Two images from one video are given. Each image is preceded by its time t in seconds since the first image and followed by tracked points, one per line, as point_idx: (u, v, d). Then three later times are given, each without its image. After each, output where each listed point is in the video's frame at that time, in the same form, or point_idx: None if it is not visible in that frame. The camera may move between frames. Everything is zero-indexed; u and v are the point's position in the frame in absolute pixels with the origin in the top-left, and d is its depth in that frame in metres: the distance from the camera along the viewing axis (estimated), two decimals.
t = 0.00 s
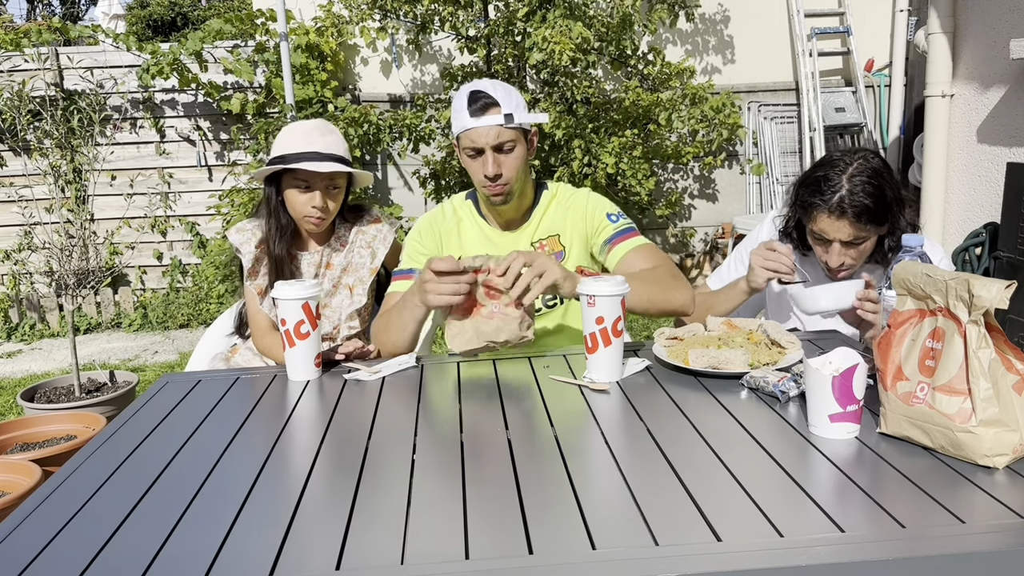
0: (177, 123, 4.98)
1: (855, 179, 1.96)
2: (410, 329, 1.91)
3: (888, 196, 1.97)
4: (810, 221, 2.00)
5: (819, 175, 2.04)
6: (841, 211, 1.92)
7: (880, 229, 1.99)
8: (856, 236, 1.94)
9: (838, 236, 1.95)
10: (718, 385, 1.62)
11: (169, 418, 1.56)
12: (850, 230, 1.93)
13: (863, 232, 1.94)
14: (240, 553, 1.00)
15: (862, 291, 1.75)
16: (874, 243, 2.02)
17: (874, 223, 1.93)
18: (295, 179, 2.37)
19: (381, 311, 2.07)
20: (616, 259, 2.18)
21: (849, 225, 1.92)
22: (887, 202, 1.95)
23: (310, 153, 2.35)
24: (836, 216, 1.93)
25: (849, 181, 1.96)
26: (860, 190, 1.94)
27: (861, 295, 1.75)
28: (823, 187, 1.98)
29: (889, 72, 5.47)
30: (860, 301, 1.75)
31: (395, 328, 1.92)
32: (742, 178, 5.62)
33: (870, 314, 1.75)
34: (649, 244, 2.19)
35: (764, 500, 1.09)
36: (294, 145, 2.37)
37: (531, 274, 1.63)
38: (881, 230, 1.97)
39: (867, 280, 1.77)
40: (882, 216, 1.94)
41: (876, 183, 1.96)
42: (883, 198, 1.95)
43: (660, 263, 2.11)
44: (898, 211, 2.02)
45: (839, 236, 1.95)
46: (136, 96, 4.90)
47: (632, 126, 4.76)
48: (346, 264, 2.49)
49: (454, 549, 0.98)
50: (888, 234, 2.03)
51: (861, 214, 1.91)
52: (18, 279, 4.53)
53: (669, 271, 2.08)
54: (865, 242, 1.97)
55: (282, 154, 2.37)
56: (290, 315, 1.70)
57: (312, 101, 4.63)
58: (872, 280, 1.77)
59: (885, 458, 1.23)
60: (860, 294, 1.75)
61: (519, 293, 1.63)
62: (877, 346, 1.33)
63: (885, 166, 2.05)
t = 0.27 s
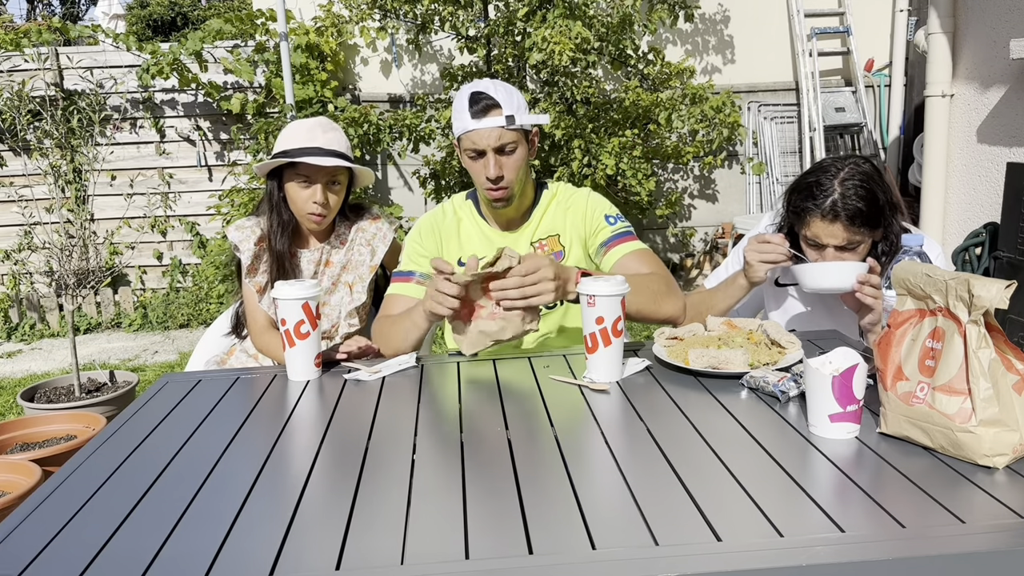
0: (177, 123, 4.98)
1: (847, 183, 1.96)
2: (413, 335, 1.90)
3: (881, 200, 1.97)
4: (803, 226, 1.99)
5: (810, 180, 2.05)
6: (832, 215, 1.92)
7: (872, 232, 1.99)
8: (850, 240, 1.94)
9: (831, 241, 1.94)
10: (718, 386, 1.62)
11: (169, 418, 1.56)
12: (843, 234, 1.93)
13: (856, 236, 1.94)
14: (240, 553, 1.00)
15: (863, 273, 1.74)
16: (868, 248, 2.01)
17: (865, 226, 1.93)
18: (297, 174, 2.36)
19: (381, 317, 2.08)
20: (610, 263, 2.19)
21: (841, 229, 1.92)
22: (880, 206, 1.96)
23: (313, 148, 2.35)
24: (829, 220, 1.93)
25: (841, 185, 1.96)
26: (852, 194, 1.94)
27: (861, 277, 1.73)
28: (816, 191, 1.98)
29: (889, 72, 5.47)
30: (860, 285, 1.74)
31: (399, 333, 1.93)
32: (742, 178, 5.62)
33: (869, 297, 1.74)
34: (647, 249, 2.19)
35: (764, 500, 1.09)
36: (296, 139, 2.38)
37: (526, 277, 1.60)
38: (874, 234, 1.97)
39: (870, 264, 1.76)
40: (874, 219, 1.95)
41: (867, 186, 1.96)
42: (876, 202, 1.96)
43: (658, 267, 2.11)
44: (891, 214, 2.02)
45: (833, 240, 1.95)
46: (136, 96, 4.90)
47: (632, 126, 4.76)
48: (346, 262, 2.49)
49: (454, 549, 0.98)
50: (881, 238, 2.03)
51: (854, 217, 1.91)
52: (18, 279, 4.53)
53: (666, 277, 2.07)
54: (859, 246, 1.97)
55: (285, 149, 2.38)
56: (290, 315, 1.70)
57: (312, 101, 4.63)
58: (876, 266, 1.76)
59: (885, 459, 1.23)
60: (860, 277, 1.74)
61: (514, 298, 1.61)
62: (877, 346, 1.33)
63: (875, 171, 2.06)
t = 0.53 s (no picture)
0: (177, 123, 4.98)
1: (845, 182, 1.96)
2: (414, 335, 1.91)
3: (879, 199, 1.97)
4: (801, 225, 2.00)
5: (809, 179, 2.04)
6: (830, 214, 1.93)
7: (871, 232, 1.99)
8: (847, 239, 1.95)
9: (829, 240, 1.95)
10: (718, 385, 1.62)
11: (169, 418, 1.56)
12: (841, 233, 1.93)
13: (854, 235, 1.94)
14: (240, 553, 1.00)
15: (861, 274, 1.73)
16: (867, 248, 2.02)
17: (864, 225, 1.94)
18: (305, 167, 2.37)
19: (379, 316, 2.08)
20: (610, 264, 2.20)
21: (839, 228, 1.93)
22: (878, 205, 1.96)
23: (320, 140, 2.38)
24: (827, 220, 1.93)
25: (839, 184, 1.96)
26: (850, 193, 1.94)
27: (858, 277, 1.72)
28: (814, 191, 1.98)
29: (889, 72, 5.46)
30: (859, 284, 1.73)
31: (396, 331, 1.92)
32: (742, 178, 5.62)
33: (865, 297, 1.74)
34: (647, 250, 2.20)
35: (764, 500, 1.09)
36: (301, 133, 2.39)
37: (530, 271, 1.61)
38: (873, 233, 1.97)
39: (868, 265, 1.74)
40: (873, 218, 1.95)
41: (866, 185, 1.96)
42: (874, 201, 1.95)
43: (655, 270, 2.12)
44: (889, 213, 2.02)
45: (830, 239, 1.95)
46: (136, 96, 4.90)
47: (632, 126, 4.76)
48: (351, 254, 2.48)
49: (454, 549, 0.98)
50: (879, 237, 2.03)
51: (851, 217, 1.91)
52: (18, 279, 4.53)
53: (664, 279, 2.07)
54: (857, 245, 1.97)
55: (291, 144, 2.39)
56: (290, 315, 1.70)
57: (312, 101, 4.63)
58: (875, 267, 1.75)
59: (885, 458, 1.23)
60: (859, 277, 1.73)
61: (514, 298, 1.61)
62: (877, 347, 1.33)
63: (874, 170, 2.05)
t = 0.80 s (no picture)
0: (177, 123, 4.98)
1: (846, 176, 1.96)
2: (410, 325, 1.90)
3: (880, 191, 1.97)
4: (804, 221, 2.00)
5: (809, 174, 2.04)
6: (833, 208, 1.93)
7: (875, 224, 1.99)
8: (851, 232, 1.94)
9: (834, 234, 1.94)
10: (718, 385, 1.62)
11: (169, 418, 1.56)
12: (845, 227, 1.93)
13: (858, 228, 1.94)
14: (241, 553, 1.00)
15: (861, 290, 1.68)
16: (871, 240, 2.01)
17: (868, 218, 1.94)
18: (309, 163, 2.37)
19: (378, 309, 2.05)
20: (612, 266, 2.19)
21: (843, 222, 1.93)
22: (880, 198, 1.96)
23: (321, 135, 2.37)
24: (830, 214, 1.93)
25: (840, 179, 1.96)
26: (851, 187, 1.94)
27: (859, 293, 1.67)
28: (815, 186, 1.98)
29: (889, 72, 5.46)
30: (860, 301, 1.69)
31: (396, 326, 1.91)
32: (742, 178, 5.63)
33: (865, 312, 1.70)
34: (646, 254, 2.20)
35: (764, 501, 1.09)
36: (299, 130, 2.37)
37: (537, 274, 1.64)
38: (876, 226, 1.98)
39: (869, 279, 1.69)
40: (876, 211, 1.95)
41: (867, 179, 1.97)
42: (875, 194, 1.96)
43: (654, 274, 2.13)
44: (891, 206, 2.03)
45: (834, 233, 1.95)
46: (136, 96, 4.90)
47: (632, 126, 4.76)
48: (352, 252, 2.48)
49: (454, 549, 0.98)
50: (882, 229, 2.03)
51: (854, 210, 1.92)
52: (18, 279, 4.53)
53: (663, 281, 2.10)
54: (861, 238, 1.97)
55: (292, 141, 2.37)
56: (290, 315, 1.71)
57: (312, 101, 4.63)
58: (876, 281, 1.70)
59: (885, 459, 1.23)
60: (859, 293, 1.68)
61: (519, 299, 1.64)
62: (877, 347, 1.33)
63: (874, 163, 2.05)
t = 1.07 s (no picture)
0: (177, 123, 4.98)
1: (853, 165, 1.96)
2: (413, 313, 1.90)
3: (886, 181, 1.98)
4: (810, 209, 2.00)
5: (816, 162, 2.04)
6: (841, 196, 1.93)
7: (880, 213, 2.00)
8: (857, 221, 1.95)
9: (841, 223, 1.95)
10: (718, 386, 1.62)
11: (169, 418, 1.56)
12: (851, 216, 1.94)
13: (864, 217, 1.95)
14: (240, 553, 1.00)
15: (860, 300, 1.69)
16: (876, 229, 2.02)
17: (874, 207, 1.94)
18: (308, 162, 2.37)
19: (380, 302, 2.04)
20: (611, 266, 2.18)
21: (850, 210, 1.93)
22: (886, 186, 1.97)
23: (320, 134, 2.37)
24: (837, 203, 1.93)
25: (847, 167, 1.96)
26: (859, 175, 1.94)
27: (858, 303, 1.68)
28: (823, 174, 1.98)
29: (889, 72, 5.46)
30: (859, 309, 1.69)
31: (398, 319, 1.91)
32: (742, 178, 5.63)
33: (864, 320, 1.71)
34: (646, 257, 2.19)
35: (764, 500, 1.09)
36: (299, 130, 2.37)
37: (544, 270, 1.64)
38: (881, 215, 1.98)
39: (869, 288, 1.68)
40: (882, 199, 1.95)
41: (874, 167, 1.97)
42: (881, 182, 1.96)
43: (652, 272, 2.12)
44: (896, 196, 2.04)
45: (840, 222, 1.95)
46: (136, 96, 4.90)
47: (632, 126, 4.76)
48: (353, 252, 2.50)
49: (454, 549, 0.98)
50: (887, 220, 2.04)
51: (861, 199, 1.92)
52: (18, 279, 4.53)
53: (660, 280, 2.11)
54: (866, 228, 1.97)
55: (291, 139, 2.37)
56: (290, 315, 1.71)
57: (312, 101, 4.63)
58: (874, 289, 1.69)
59: (884, 459, 1.23)
60: (859, 303, 1.68)
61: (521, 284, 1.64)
62: (877, 346, 1.33)
63: (880, 152, 2.05)
